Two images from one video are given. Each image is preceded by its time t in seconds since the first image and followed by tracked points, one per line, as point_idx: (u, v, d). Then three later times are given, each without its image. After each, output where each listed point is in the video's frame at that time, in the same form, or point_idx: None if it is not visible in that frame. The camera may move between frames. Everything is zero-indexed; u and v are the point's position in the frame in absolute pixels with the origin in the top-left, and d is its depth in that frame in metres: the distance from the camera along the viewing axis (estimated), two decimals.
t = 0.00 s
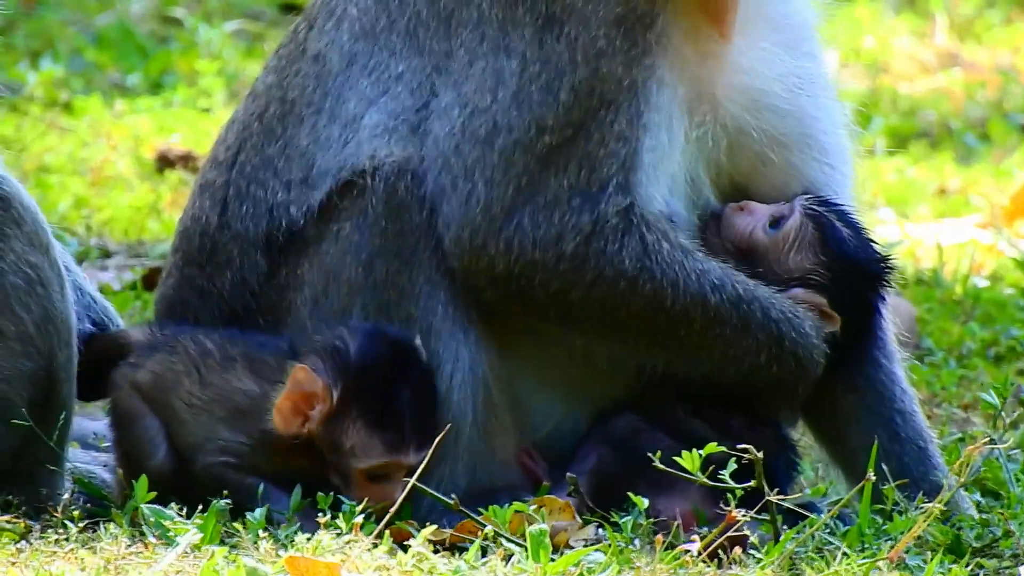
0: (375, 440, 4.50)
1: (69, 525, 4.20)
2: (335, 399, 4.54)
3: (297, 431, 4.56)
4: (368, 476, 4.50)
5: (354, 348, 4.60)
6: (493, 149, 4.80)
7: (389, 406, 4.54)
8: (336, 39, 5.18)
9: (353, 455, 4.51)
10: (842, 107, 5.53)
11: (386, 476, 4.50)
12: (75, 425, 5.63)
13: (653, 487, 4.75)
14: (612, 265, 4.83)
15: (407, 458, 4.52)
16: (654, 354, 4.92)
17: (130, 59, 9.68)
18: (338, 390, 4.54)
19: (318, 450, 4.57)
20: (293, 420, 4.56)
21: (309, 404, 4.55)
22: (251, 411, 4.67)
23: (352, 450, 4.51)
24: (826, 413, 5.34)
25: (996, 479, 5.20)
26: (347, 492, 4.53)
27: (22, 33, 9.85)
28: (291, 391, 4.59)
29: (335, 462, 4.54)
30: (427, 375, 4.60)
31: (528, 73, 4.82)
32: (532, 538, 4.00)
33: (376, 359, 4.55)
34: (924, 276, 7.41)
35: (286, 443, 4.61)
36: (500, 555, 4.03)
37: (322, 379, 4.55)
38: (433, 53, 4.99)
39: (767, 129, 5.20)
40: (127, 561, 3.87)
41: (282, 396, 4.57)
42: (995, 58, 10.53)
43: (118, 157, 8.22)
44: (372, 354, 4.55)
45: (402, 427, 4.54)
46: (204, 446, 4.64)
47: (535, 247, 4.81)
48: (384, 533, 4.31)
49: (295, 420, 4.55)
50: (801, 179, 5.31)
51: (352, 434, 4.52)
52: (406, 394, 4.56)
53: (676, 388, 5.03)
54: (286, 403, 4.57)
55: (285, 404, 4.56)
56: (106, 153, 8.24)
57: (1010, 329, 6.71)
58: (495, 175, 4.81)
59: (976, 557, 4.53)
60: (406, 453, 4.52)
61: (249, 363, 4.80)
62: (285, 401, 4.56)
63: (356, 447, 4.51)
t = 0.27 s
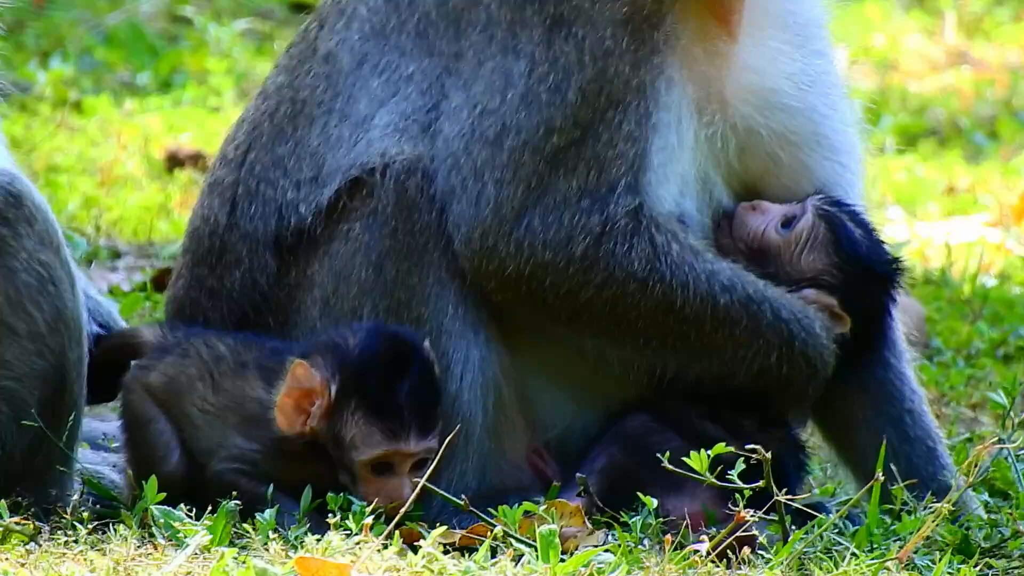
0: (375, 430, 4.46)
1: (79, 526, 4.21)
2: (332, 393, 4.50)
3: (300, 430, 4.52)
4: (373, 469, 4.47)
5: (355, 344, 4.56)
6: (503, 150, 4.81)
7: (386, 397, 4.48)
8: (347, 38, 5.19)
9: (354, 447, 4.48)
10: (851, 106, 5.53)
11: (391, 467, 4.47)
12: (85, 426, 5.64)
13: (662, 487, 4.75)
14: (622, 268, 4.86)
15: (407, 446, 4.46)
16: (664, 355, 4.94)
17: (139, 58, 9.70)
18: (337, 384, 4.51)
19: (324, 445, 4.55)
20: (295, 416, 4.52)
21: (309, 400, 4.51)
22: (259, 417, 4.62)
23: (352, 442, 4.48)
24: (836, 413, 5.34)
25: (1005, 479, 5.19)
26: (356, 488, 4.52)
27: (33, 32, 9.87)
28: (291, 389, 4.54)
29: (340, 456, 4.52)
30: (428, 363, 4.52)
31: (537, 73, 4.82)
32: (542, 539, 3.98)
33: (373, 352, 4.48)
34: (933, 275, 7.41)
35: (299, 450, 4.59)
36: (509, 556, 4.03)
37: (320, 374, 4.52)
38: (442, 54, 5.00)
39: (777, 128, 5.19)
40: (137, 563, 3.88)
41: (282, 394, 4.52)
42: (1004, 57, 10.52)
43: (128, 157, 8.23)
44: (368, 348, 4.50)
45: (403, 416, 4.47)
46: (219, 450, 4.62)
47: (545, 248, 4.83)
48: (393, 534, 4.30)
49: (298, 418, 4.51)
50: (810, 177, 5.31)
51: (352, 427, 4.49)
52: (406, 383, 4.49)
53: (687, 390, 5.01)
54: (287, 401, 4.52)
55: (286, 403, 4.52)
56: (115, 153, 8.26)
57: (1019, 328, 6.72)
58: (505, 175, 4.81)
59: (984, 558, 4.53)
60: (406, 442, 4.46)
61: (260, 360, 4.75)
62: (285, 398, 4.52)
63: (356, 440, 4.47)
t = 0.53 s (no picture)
0: (388, 464, 4.52)
1: (78, 526, 4.21)
2: (345, 423, 4.53)
3: (309, 456, 4.53)
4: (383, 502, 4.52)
5: (366, 371, 4.62)
6: (502, 149, 4.82)
7: (398, 428, 4.56)
8: (346, 37, 5.21)
9: (365, 480, 4.53)
10: (850, 103, 5.53)
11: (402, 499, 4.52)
12: (84, 426, 5.64)
13: (661, 488, 4.75)
14: (623, 267, 4.84)
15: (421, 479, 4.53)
16: (664, 355, 4.92)
17: (138, 58, 9.69)
18: (349, 414, 4.54)
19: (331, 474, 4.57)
20: (305, 442, 4.53)
21: (320, 427, 4.53)
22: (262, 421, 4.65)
23: (364, 475, 4.53)
24: (837, 413, 5.34)
25: (1004, 479, 5.19)
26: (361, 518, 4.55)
27: (32, 31, 9.87)
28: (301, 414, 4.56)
29: (346, 484, 4.55)
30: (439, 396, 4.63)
31: (535, 72, 4.83)
32: (542, 539, 3.98)
33: (386, 383, 4.57)
34: (932, 275, 7.41)
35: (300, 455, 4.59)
36: (508, 555, 4.03)
37: (332, 403, 4.54)
38: (440, 52, 5.01)
39: (777, 128, 5.18)
40: (137, 563, 3.87)
41: (294, 419, 4.54)
42: (1003, 58, 10.52)
43: (127, 157, 8.22)
44: (382, 377, 4.58)
45: (415, 449, 4.55)
46: (220, 452, 4.63)
47: (545, 247, 4.82)
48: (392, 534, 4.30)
49: (308, 444, 4.53)
50: (811, 177, 5.30)
51: (363, 458, 4.54)
52: (418, 416, 4.58)
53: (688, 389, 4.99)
54: (298, 426, 4.53)
55: (297, 427, 4.53)
56: (115, 153, 8.25)
57: (1018, 329, 6.71)
58: (504, 175, 4.82)
59: (984, 558, 4.52)
60: (418, 475, 4.53)
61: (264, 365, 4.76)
62: (296, 423, 4.53)
63: (368, 472, 4.53)
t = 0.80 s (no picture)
0: (385, 474, 4.52)
1: (78, 525, 4.21)
2: (350, 424, 4.53)
3: (310, 447, 4.54)
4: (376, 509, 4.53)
5: (378, 375, 4.61)
6: (499, 155, 4.82)
7: (404, 440, 4.57)
8: (344, 41, 5.21)
9: (361, 485, 4.53)
10: (850, 105, 5.53)
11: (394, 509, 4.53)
12: (84, 425, 5.64)
13: (660, 487, 4.75)
14: (620, 272, 4.85)
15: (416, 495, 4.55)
16: (663, 358, 4.92)
17: (138, 58, 9.69)
18: (355, 415, 4.54)
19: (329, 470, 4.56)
20: (308, 435, 4.53)
21: (325, 423, 4.53)
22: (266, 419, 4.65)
23: (360, 479, 4.53)
24: (836, 413, 5.34)
25: (1003, 478, 5.19)
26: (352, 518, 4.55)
27: (31, 32, 9.87)
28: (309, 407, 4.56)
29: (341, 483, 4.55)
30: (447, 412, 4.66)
31: (531, 78, 4.83)
32: (541, 538, 3.98)
33: (396, 390, 4.58)
34: (931, 275, 7.41)
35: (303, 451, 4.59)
36: (507, 555, 4.03)
37: (341, 402, 4.54)
38: (437, 56, 5.01)
39: (775, 129, 5.19)
40: (136, 562, 3.88)
41: (300, 411, 4.54)
42: (1002, 58, 10.53)
43: (126, 157, 8.22)
44: (392, 384, 4.59)
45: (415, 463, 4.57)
46: (222, 451, 4.63)
47: (542, 252, 4.82)
48: (392, 533, 4.30)
49: (310, 437, 4.53)
50: (809, 178, 5.31)
51: (362, 464, 4.54)
52: (423, 430, 4.60)
53: (688, 392, 5.00)
54: (303, 419, 4.53)
55: (302, 420, 4.53)
56: (114, 153, 8.25)
57: (1017, 328, 6.72)
58: (501, 180, 4.82)
59: (983, 558, 4.52)
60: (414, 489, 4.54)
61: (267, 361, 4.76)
62: (301, 415, 4.53)
63: (365, 478, 4.53)
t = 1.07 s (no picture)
0: (368, 450, 4.44)
1: (77, 526, 4.21)
2: (336, 398, 4.48)
3: (300, 426, 4.51)
4: (364, 482, 4.47)
5: (367, 350, 4.53)
6: (500, 156, 4.83)
7: (388, 413, 4.45)
8: (344, 44, 5.20)
9: (347, 459, 4.48)
10: (850, 106, 5.53)
11: (380, 485, 4.46)
12: (83, 426, 5.64)
13: (660, 486, 4.75)
14: (620, 274, 4.84)
15: (400, 472, 4.44)
16: (664, 359, 4.92)
17: (137, 59, 9.69)
18: (341, 389, 4.49)
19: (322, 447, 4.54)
20: (296, 413, 4.50)
21: (312, 399, 4.50)
22: (262, 412, 4.61)
23: (346, 454, 4.48)
24: (836, 413, 5.34)
25: (1003, 477, 5.20)
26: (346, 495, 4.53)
27: (31, 33, 9.87)
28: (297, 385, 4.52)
29: (333, 459, 4.52)
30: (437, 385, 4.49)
31: (533, 80, 4.83)
32: (541, 538, 3.97)
33: (382, 365, 4.46)
34: (931, 274, 7.41)
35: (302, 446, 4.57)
36: (507, 554, 4.03)
37: (327, 376, 4.50)
38: (438, 59, 5.01)
39: (775, 129, 5.19)
40: (136, 563, 3.88)
41: (288, 389, 4.51)
42: (1002, 58, 10.53)
43: (126, 159, 8.22)
44: (378, 360, 4.47)
45: (400, 441, 4.44)
46: (224, 450, 4.61)
47: (543, 253, 4.83)
48: (392, 533, 4.29)
49: (298, 415, 4.50)
50: (808, 180, 5.31)
51: (347, 438, 4.47)
52: (408, 406, 4.45)
53: (688, 393, 5.00)
54: (291, 397, 4.50)
55: (290, 399, 4.50)
56: (113, 154, 8.25)
57: (1018, 327, 6.72)
58: (503, 182, 4.83)
59: (983, 557, 4.52)
60: (398, 467, 4.44)
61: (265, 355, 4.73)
62: (287, 394, 4.50)
63: (350, 453, 4.47)
